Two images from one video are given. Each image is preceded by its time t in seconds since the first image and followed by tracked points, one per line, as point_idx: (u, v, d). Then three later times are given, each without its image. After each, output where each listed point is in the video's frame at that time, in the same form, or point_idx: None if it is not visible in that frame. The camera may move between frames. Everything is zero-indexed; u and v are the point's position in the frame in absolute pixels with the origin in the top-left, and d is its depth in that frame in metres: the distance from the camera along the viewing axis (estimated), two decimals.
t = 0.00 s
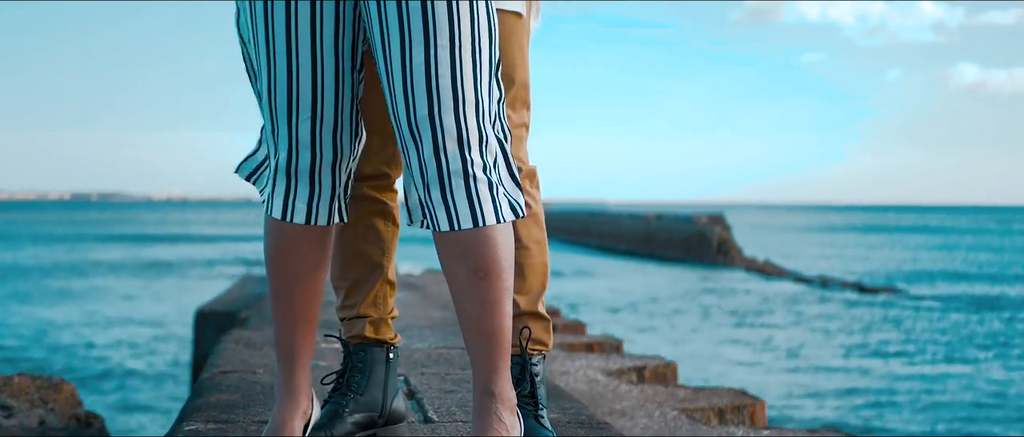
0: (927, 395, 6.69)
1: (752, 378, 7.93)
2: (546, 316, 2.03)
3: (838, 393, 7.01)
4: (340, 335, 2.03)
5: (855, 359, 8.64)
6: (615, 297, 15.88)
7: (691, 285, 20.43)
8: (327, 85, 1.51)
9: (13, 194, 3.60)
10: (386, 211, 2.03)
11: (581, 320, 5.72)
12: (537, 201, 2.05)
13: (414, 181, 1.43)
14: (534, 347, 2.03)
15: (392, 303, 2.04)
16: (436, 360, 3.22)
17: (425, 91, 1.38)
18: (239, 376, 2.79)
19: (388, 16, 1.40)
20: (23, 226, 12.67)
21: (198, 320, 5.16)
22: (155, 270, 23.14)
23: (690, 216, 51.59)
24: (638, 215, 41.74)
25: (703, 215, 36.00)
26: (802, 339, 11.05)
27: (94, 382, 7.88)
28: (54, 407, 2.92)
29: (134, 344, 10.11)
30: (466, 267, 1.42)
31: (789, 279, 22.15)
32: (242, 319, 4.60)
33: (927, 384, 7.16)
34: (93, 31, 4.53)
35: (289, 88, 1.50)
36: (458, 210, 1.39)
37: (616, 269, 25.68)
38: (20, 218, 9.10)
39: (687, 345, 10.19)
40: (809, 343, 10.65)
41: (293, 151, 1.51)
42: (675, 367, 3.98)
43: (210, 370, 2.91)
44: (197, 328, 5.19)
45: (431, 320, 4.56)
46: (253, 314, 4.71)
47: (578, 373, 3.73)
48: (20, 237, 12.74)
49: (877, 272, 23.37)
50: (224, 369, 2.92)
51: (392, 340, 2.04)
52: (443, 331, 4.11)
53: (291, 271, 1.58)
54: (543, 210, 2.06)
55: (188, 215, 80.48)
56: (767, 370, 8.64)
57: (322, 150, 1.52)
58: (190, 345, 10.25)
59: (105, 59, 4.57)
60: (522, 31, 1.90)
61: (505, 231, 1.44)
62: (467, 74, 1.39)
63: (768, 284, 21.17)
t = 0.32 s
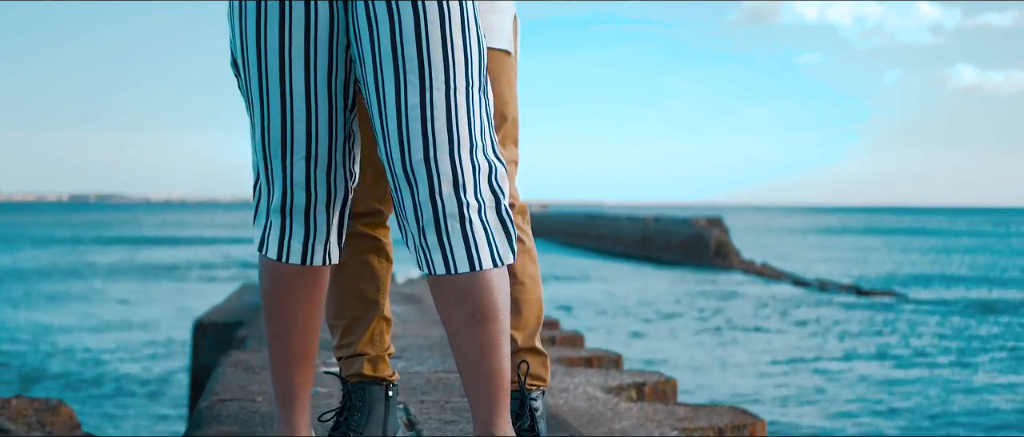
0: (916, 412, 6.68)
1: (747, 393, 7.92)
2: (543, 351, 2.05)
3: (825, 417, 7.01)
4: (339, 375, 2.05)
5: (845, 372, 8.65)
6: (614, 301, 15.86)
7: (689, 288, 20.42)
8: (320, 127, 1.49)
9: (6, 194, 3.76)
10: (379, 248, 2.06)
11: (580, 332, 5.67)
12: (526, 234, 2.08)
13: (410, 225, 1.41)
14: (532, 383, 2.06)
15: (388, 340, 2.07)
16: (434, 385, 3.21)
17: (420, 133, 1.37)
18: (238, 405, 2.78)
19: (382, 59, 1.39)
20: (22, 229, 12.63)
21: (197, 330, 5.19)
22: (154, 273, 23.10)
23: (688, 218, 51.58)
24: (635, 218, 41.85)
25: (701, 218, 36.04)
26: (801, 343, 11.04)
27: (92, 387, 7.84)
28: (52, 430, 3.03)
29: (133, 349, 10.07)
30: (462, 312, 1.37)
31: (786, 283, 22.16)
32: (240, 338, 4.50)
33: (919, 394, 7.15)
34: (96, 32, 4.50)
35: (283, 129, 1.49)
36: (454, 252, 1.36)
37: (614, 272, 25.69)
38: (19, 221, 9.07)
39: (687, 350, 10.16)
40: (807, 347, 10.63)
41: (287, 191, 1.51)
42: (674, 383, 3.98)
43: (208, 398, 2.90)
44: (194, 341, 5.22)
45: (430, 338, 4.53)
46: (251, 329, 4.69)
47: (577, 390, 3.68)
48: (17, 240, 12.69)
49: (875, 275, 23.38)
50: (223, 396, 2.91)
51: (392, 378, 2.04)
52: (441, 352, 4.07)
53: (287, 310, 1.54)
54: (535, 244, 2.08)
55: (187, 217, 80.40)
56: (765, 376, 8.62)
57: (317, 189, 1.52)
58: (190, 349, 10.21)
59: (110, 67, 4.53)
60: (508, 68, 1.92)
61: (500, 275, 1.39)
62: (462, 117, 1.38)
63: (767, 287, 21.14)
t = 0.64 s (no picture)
0: (913, 420, 6.70)
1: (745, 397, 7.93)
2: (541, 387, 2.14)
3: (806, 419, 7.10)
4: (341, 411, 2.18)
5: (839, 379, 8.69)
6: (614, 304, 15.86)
7: (688, 291, 20.43)
8: (320, 166, 1.63)
9: (8, 198, 3.80)
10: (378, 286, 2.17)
11: (580, 345, 5.66)
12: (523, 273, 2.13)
13: (410, 269, 1.51)
14: (533, 419, 2.13)
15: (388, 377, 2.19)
16: (435, 411, 3.21)
17: (421, 175, 1.46)
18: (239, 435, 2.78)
19: (383, 102, 1.50)
20: (19, 230, 12.56)
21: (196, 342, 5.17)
22: (153, 276, 23.01)
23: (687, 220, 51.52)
24: (634, 219, 41.81)
25: (700, 221, 36.04)
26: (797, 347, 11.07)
27: (91, 392, 7.81)
28: None
29: (132, 353, 10.05)
30: (466, 354, 1.46)
31: (785, 287, 22.16)
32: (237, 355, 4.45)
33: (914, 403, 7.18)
34: (76, 44, 4.40)
35: (283, 168, 1.61)
36: (455, 296, 1.45)
37: (612, 275, 25.68)
38: (17, 225, 9.05)
39: (687, 354, 10.18)
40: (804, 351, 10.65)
41: (287, 232, 1.65)
42: (675, 399, 3.96)
43: (210, 426, 2.91)
44: (193, 352, 5.21)
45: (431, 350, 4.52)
46: (251, 345, 4.67)
47: (577, 408, 3.67)
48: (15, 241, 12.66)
49: (873, 279, 23.39)
50: (224, 424, 2.92)
51: (391, 416, 2.18)
52: (442, 372, 4.02)
53: (287, 349, 1.70)
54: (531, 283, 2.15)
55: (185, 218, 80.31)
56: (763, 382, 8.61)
57: (315, 231, 1.66)
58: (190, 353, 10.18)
59: (97, 78, 4.47)
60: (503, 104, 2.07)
61: (500, 321, 1.48)
62: (462, 157, 1.47)
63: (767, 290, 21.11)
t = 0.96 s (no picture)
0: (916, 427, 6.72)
1: (747, 401, 7.91)
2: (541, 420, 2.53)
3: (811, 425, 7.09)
4: None
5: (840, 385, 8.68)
6: (614, 308, 15.84)
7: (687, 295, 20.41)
8: (323, 209, 1.63)
9: (8, 198, 3.76)
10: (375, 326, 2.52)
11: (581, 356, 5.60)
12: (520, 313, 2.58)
13: (412, 310, 1.47)
14: None
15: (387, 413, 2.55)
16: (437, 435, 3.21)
17: (424, 219, 1.41)
18: None
19: (387, 149, 1.44)
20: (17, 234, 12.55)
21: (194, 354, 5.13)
22: (153, 279, 22.98)
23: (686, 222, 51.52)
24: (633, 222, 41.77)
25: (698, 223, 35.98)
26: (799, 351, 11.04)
27: (89, 396, 7.82)
28: None
29: (132, 357, 10.05)
30: (469, 396, 1.42)
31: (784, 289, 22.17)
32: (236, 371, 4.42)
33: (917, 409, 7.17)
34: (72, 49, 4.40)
35: (288, 212, 1.62)
36: (459, 341, 1.40)
37: (611, 278, 25.65)
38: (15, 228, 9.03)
39: (689, 358, 10.17)
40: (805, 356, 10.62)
41: (291, 272, 1.66)
42: (676, 415, 3.95)
43: None
44: (193, 365, 5.17)
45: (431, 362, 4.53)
46: (252, 361, 4.62)
47: (578, 425, 3.65)
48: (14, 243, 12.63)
49: (872, 281, 23.39)
50: None
51: None
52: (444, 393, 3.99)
53: (293, 391, 1.72)
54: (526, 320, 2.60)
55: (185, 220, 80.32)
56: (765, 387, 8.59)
57: (318, 273, 1.67)
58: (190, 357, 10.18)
59: (96, 83, 4.48)
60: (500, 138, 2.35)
61: (503, 365, 1.44)
62: (466, 199, 1.42)
63: (766, 293, 21.10)
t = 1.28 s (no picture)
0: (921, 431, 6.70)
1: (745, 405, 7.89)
2: None
3: (812, 429, 7.06)
4: None
5: (840, 390, 8.67)
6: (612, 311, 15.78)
7: (686, 297, 20.42)
8: (328, 252, 1.64)
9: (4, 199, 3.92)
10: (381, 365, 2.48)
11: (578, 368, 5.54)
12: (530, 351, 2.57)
13: (417, 351, 1.58)
14: None
15: None
16: None
17: (430, 266, 1.51)
18: None
19: (392, 192, 1.54)
20: (18, 235, 12.53)
21: (193, 365, 4.99)
22: (148, 282, 22.86)
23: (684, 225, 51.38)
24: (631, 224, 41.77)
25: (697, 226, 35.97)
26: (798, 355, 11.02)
27: (89, 400, 7.81)
28: None
29: (129, 361, 9.98)
30: None
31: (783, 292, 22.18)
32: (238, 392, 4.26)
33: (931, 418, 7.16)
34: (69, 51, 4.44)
35: (294, 260, 1.63)
36: (465, 386, 1.53)
37: (610, 281, 25.64)
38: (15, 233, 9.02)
39: (689, 362, 10.14)
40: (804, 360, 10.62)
41: (294, 316, 1.66)
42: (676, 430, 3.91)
43: None
44: (192, 374, 5.02)
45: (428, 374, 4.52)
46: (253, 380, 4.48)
47: None
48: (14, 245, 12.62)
49: (871, 284, 23.41)
50: None
51: None
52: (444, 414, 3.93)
53: (295, 433, 1.75)
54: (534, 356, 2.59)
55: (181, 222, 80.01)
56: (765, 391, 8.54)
57: (321, 317, 1.67)
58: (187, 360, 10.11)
59: (95, 85, 4.53)
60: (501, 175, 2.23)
61: (507, 406, 1.59)
62: (471, 237, 1.53)
63: (763, 297, 21.03)
